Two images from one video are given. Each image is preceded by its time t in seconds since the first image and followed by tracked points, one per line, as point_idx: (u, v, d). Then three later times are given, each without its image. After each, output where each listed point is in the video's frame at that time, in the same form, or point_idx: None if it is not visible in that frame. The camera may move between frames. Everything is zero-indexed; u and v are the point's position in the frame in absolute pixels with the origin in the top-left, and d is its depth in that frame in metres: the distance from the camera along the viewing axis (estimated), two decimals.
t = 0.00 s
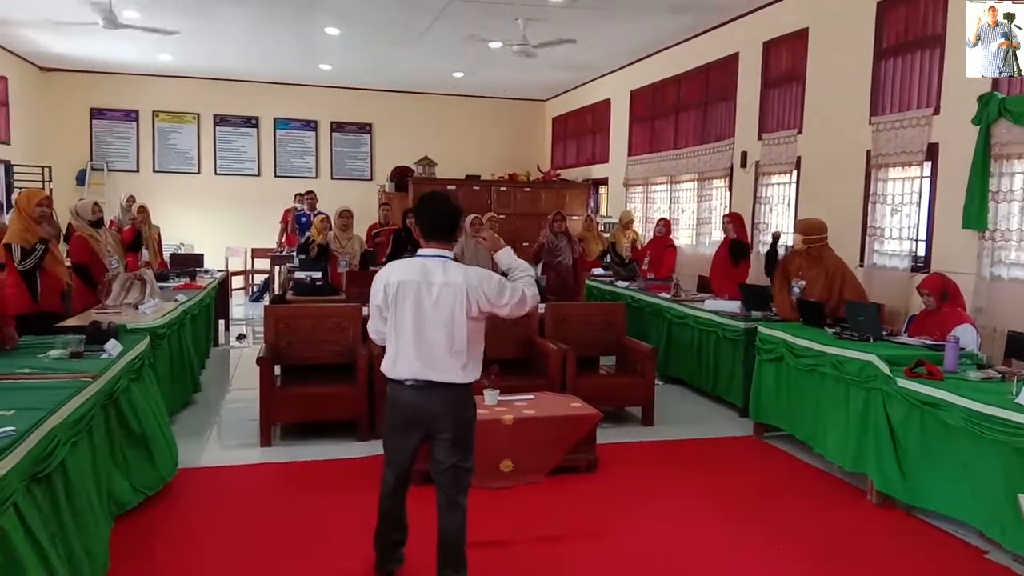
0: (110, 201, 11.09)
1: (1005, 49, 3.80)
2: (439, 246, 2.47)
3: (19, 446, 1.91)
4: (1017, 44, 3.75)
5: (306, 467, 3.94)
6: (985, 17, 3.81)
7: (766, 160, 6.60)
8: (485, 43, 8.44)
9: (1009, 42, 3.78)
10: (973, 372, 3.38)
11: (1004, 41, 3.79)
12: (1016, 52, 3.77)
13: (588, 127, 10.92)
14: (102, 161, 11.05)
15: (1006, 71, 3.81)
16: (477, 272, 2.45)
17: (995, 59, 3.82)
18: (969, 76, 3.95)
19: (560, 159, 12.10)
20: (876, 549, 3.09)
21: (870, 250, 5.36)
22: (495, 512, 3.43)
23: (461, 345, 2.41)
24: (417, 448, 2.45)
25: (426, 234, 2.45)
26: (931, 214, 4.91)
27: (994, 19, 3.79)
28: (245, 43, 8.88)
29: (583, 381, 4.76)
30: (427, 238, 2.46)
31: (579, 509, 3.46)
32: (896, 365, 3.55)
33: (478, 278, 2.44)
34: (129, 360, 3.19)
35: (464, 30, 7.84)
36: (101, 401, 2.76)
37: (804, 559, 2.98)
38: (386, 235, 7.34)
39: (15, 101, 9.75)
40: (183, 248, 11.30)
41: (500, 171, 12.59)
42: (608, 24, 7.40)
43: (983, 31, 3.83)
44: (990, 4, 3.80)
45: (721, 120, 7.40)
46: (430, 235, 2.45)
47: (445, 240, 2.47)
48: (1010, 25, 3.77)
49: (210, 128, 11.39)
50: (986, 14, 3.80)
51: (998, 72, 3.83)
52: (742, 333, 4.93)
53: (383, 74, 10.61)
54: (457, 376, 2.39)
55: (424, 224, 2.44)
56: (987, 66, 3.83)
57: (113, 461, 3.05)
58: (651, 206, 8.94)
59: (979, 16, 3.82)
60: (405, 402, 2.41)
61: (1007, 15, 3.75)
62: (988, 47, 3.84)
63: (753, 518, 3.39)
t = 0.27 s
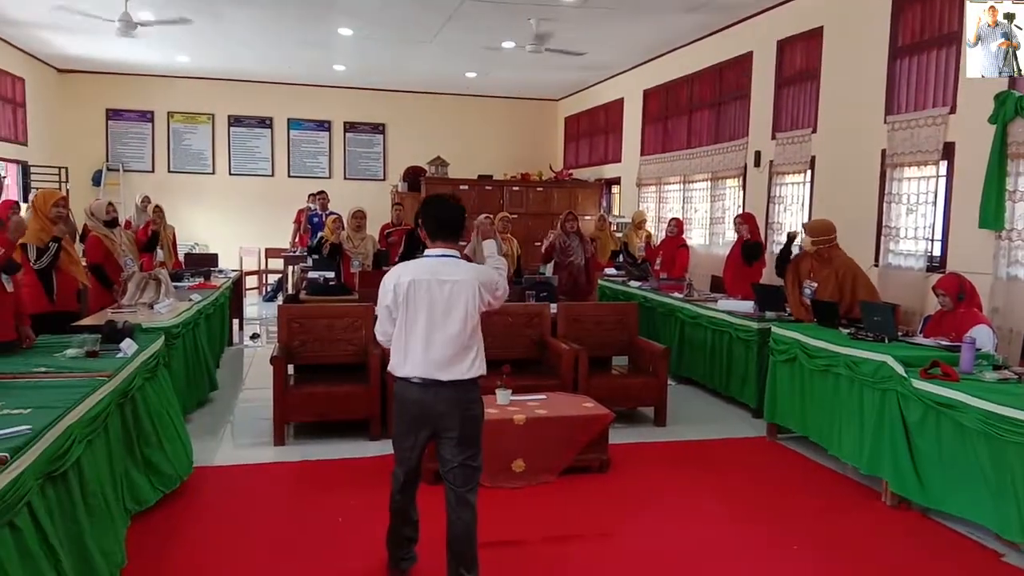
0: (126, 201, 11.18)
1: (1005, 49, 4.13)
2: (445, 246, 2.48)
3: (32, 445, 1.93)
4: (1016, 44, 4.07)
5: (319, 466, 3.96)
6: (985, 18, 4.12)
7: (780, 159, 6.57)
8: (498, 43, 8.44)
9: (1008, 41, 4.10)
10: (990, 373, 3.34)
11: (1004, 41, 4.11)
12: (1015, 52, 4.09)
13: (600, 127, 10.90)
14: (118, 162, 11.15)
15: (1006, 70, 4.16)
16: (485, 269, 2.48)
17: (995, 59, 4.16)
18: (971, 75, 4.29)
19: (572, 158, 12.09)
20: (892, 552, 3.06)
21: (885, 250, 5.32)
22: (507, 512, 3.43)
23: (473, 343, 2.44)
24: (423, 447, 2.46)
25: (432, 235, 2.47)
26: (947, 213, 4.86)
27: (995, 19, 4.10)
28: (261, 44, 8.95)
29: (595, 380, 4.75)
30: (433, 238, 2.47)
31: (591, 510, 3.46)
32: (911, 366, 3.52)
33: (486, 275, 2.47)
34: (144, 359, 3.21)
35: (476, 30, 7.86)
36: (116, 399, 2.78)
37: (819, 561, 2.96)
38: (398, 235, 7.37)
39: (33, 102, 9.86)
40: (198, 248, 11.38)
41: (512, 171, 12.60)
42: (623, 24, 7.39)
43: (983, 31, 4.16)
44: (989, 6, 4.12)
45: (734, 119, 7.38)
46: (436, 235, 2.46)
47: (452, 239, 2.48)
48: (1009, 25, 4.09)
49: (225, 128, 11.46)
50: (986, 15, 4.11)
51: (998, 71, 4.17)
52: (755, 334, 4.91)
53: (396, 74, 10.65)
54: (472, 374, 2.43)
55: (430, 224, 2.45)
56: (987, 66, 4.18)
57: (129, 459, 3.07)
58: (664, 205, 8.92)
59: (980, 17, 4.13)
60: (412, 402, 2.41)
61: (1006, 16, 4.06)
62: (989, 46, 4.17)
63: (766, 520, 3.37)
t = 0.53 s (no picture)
0: (134, 201, 11.24)
1: (1005, 49, 3.74)
2: (446, 246, 2.48)
3: (41, 445, 1.94)
4: (1017, 44, 3.71)
5: (327, 465, 3.98)
6: (984, 18, 3.76)
7: (787, 159, 6.54)
8: (505, 43, 8.44)
9: (1009, 42, 3.73)
10: (999, 374, 3.33)
11: (1003, 41, 3.74)
12: (1015, 52, 3.72)
13: (607, 126, 10.89)
14: (126, 161, 11.20)
15: (1006, 71, 3.76)
16: (486, 267, 2.50)
17: (995, 59, 3.76)
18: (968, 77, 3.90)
19: (579, 158, 12.08)
20: (900, 552, 3.05)
21: (892, 250, 5.30)
22: (514, 511, 3.43)
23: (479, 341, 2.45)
24: (430, 447, 2.46)
25: (432, 237, 2.47)
26: (956, 213, 4.84)
27: (994, 19, 3.74)
28: (267, 44, 8.95)
29: (602, 381, 4.75)
30: (433, 240, 2.47)
31: (597, 509, 3.46)
32: (919, 366, 3.51)
33: (488, 273, 2.48)
34: (152, 357, 3.23)
35: (483, 30, 7.85)
36: (124, 398, 2.80)
37: (826, 561, 2.96)
38: (405, 235, 7.38)
39: (41, 102, 9.91)
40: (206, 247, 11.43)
41: (519, 171, 12.60)
42: (630, 23, 7.38)
43: (982, 31, 3.77)
44: (989, 5, 3.76)
45: (742, 119, 7.35)
46: (435, 236, 2.47)
47: (452, 240, 2.48)
48: (1010, 25, 3.73)
49: (232, 128, 11.50)
50: (986, 14, 3.76)
51: (998, 72, 3.77)
52: (762, 334, 4.90)
53: (403, 74, 10.66)
54: (479, 372, 2.42)
55: (430, 225, 2.46)
56: (987, 66, 3.78)
57: (138, 457, 3.10)
58: (671, 205, 8.90)
59: (978, 16, 3.78)
60: (418, 401, 2.42)
61: (1007, 15, 3.71)
62: (988, 47, 3.78)
63: (773, 520, 3.36)
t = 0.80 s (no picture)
0: (144, 200, 11.30)
1: (1005, 49, 3.86)
2: (449, 245, 2.48)
3: (51, 444, 1.96)
4: (1017, 44, 3.83)
5: (335, 464, 3.99)
6: (985, 18, 3.88)
7: (797, 159, 6.52)
8: (513, 42, 8.45)
9: (1009, 41, 3.86)
10: (1009, 374, 3.30)
11: (1004, 41, 3.86)
12: (1016, 52, 3.84)
13: (615, 126, 10.88)
14: (136, 162, 11.27)
15: (1006, 71, 3.88)
16: (492, 265, 2.50)
17: (995, 59, 3.88)
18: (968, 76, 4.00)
19: (587, 158, 12.07)
20: (910, 553, 3.03)
21: (902, 250, 5.27)
22: (521, 511, 3.43)
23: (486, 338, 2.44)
24: (438, 446, 2.47)
25: (435, 237, 2.47)
26: (966, 213, 4.81)
27: (995, 19, 3.86)
28: (276, 44, 8.97)
29: (610, 381, 4.75)
30: (437, 239, 2.47)
31: (605, 510, 3.45)
32: (929, 367, 3.48)
33: (494, 270, 2.49)
34: (161, 356, 3.25)
35: (492, 29, 7.86)
36: (134, 397, 2.82)
37: (835, 563, 2.94)
38: (413, 235, 7.39)
39: (52, 102, 9.98)
40: (215, 247, 11.48)
41: (527, 171, 12.60)
42: (639, 23, 7.37)
43: (983, 31, 3.89)
44: (989, 6, 3.88)
45: (751, 119, 7.33)
46: (438, 234, 2.46)
47: (455, 238, 2.48)
48: (1010, 25, 3.85)
49: (241, 128, 11.55)
50: (986, 14, 3.87)
51: (999, 71, 3.89)
52: (771, 334, 4.88)
53: (411, 74, 10.68)
54: (486, 370, 2.42)
55: (433, 225, 2.46)
56: (987, 65, 3.89)
57: (147, 455, 3.13)
58: (679, 205, 8.88)
59: (979, 16, 3.89)
60: (426, 399, 2.42)
61: (1007, 15, 3.83)
62: (989, 47, 3.90)
63: (782, 521, 3.35)
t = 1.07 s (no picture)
0: (157, 200, 11.38)
1: (1005, 49, 3.97)
2: (466, 243, 2.49)
3: (65, 442, 1.98)
4: (1017, 44, 3.93)
5: (346, 463, 4.00)
6: (985, 17, 3.98)
7: (809, 158, 6.48)
8: (524, 42, 8.45)
9: (1009, 41, 3.95)
10: None
11: (1004, 41, 3.96)
12: (1015, 52, 3.94)
13: (626, 125, 10.86)
14: (148, 161, 11.35)
15: (1007, 70, 3.99)
16: (507, 263, 2.49)
17: (996, 59, 3.98)
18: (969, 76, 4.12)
19: (597, 157, 12.06)
20: (922, 555, 3.01)
21: (915, 250, 5.24)
22: (531, 510, 3.44)
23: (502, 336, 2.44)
24: (456, 445, 2.48)
25: (452, 233, 2.48)
26: (980, 213, 4.78)
27: (994, 19, 3.97)
28: (287, 44, 9.00)
29: (620, 380, 4.74)
30: (453, 235, 2.48)
31: (615, 510, 3.45)
32: (942, 368, 3.46)
33: (509, 267, 2.48)
34: (173, 355, 3.28)
35: (503, 29, 7.88)
36: (146, 395, 2.85)
37: (846, 564, 2.93)
38: (423, 235, 7.42)
39: (66, 103, 10.07)
40: (227, 247, 11.55)
41: (537, 171, 12.61)
42: (650, 22, 7.36)
43: (983, 31, 4.00)
44: (990, 6, 3.98)
45: (762, 118, 7.30)
46: (454, 232, 2.47)
47: (471, 235, 2.49)
48: (1009, 25, 3.95)
49: (253, 128, 11.61)
50: (986, 14, 3.98)
51: (999, 71, 4.00)
52: (782, 334, 4.86)
53: (422, 74, 10.70)
54: (502, 367, 2.41)
55: (449, 222, 2.47)
56: (987, 65, 4.00)
57: (160, 453, 3.16)
58: (690, 205, 8.86)
59: (979, 16, 4.00)
60: (444, 399, 2.44)
61: (1007, 15, 3.94)
62: (989, 47, 4.00)
63: (793, 522, 3.33)
